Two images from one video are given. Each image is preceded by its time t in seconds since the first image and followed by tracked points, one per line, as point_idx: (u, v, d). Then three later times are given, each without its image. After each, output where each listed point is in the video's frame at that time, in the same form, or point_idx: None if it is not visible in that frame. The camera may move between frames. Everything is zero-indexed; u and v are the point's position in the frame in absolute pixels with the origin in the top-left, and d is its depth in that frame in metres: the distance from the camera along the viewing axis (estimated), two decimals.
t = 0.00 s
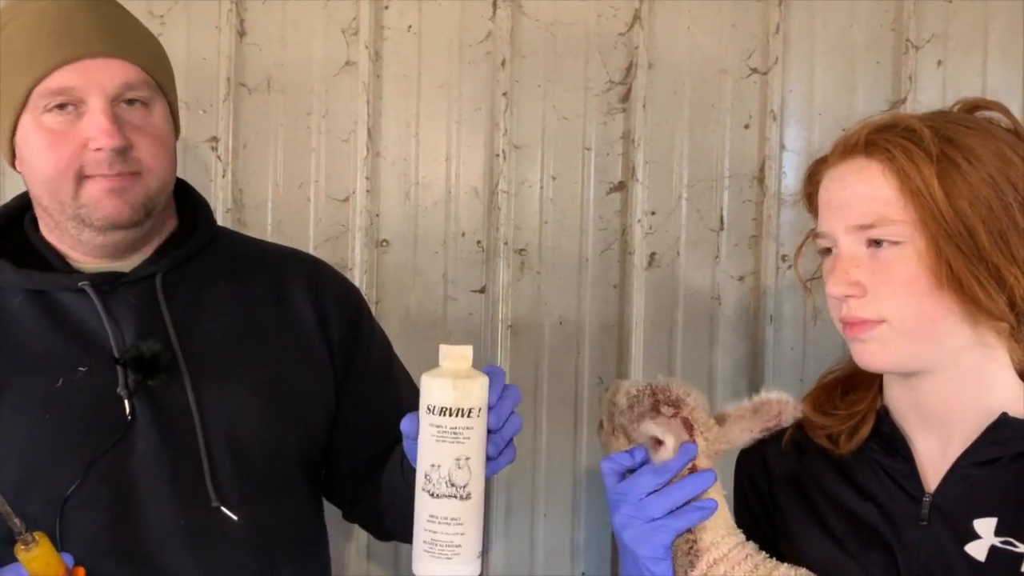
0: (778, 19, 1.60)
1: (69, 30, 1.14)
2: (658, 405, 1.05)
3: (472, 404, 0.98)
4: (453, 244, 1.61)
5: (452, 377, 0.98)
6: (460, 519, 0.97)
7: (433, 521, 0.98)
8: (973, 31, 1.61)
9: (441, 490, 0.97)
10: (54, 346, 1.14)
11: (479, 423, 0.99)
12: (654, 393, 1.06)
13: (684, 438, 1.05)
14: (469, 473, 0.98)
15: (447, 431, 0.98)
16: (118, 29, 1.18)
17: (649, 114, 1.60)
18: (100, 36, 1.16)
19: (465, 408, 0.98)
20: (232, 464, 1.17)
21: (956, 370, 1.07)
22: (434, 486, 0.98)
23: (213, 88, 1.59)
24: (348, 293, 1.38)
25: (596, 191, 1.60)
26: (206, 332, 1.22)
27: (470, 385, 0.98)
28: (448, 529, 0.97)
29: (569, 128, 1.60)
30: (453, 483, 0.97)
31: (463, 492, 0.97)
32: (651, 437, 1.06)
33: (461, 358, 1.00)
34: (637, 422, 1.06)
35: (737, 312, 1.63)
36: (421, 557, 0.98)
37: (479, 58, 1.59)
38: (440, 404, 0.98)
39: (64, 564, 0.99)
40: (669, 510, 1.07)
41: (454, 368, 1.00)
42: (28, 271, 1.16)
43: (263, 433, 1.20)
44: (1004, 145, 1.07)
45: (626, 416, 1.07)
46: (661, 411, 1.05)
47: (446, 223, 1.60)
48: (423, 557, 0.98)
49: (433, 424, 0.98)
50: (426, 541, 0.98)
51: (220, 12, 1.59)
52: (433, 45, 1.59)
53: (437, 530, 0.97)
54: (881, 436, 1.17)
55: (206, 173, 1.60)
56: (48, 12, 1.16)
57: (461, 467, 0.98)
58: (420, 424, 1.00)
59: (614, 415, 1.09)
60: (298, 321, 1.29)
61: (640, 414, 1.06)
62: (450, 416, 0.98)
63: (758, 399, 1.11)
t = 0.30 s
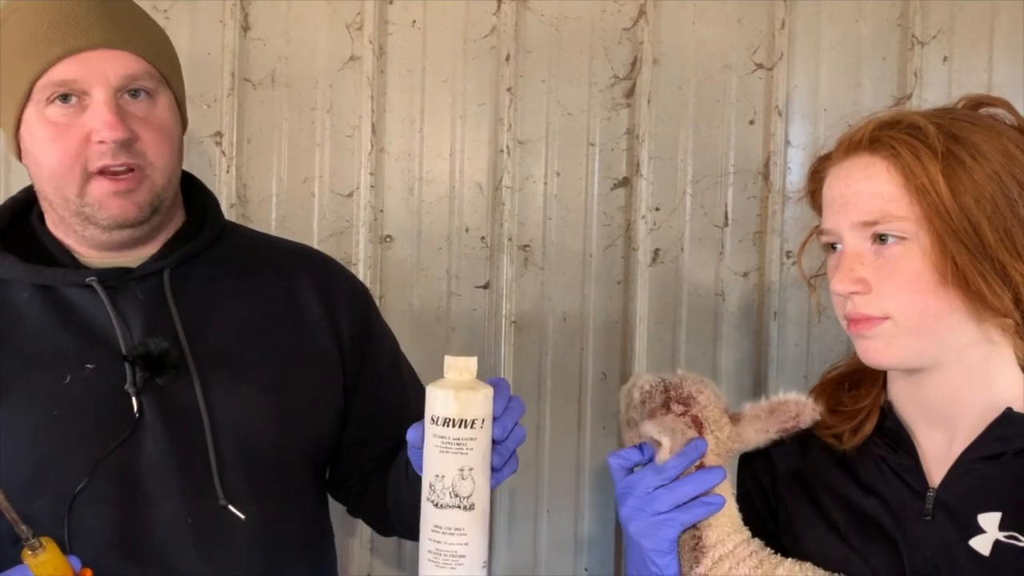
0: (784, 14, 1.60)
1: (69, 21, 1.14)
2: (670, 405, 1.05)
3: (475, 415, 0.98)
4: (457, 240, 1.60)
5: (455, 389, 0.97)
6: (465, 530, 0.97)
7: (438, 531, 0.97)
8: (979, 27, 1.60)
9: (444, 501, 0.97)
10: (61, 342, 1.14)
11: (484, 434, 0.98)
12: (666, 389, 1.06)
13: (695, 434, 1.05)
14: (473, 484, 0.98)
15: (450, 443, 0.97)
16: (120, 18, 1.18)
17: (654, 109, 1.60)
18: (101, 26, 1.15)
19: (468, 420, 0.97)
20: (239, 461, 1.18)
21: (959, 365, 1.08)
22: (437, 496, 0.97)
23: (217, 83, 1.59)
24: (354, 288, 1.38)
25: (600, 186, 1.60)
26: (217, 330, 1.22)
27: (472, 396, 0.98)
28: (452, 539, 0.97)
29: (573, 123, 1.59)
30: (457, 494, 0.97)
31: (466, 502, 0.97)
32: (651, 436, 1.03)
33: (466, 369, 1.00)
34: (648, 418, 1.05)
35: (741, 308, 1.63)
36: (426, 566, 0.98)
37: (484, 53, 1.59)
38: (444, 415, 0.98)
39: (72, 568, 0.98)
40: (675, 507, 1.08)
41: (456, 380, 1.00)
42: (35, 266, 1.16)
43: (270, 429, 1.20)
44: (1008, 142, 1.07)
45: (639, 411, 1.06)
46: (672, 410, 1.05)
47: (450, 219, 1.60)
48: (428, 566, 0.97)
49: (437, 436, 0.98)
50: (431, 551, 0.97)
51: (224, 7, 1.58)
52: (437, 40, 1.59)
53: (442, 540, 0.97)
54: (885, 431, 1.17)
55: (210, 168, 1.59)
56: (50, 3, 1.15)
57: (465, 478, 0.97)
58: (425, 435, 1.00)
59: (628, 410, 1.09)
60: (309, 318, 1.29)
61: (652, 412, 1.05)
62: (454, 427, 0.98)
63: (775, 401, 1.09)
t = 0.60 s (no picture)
0: (789, 15, 1.60)
1: (70, 23, 1.14)
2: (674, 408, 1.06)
3: (488, 403, 0.99)
4: (462, 240, 1.61)
5: (466, 379, 0.99)
6: (484, 520, 0.97)
7: (457, 522, 0.98)
8: (983, 28, 1.60)
9: (462, 491, 0.98)
10: (76, 341, 1.14)
11: (497, 423, 0.99)
12: (671, 393, 1.07)
13: (700, 438, 1.06)
14: (490, 473, 0.98)
15: (465, 432, 0.98)
16: (122, 18, 1.18)
17: (658, 110, 1.60)
18: (100, 25, 1.15)
19: (480, 410, 0.98)
20: (248, 461, 1.18)
21: (961, 365, 1.08)
22: (455, 487, 0.98)
23: (223, 84, 1.59)
24: (361, 288, 1.38)
25: (605, 186, 1.60)
26: (227, 331, 1.23)
27: (484, 386, 0.99)
28: (473, 529, 0.97)
29: (578, 124, 1.60)
30: (474, 484, 0.97)
31: (484, 491, 0.97)
32: (658, 437, 1.04)
33: (478, 361, 1.01)
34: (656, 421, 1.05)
35: (745, 309, 1.63)
36: (446, 559, 0.98)
37: (489, 54, 1.59)
38: (456, 405, 0.99)
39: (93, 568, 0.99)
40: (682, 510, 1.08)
41: (468, 371, 1.01)
42: (46, 266, 1.17)
43: (278, 431, 1.20)
44: (1010, 143, 1.07)
45: (644, 417, 1.06)
46: (677, 413, 1.06)
47: (455, 219, 1.61)
48: (450, 559, 0.97)
49: (452, 426, 0.99)
50: (451, 543, 0.98)
51: (230, 8, 1.59)
52: (442, 41, 1.60)
53: (462, 531, 0.97)
54: (888, 432, 1.17)
55: (216, 169, 1.60)
56: (52, 5, 1.16)
57: (482, 467, 0.98)
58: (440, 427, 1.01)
59: (633, 415, 1.09)
60: (319, 319, 1.30)
61: (658, 415, 1.05)
62: (468, 416, 0.99)
63: (777, 400, 1.12)
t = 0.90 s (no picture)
0: (794, 21, 1.60)
1: (82, 32, 1.15)
2: (686, 411, 1.06)
3: (507, 403, 0.99)
4: (469, 245, 1.61)
5: (485, 377, 1.00)
6: (502, 519, 0.97)
7: (475, 521, 0.98)
8: (989, 33, 1.61)
9: (481, 490, 0.98)
10: (87, 348, 1.15)
11: (516, 422, 1.00)
12: (682, 398, 1.08)
13: (712, 441, 1.07)
14: (508, 473, 0.99)
15: (484, 431, 0.99)
16: (134, 27, 1.19)
17: (664, 115, 1.60)
18: (112, 35, 1.16)
19: (499, 408, 0.99)
20: (260, 467, 1.19)
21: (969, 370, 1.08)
22: (474, 485, 0.98)
23: (231, 90, 1.60)
24: (373, 296, 1.39)
25: (611, 192, 1.61)
26: (236, 337, 1.23)
27: (503, 384, 0.99)
28: (491, 529, 0.97)
29: (584, 130, 1.60)
30: (493, 482, 0.98)
31: (503, 490, 0.98)
32: (671, 437, 1.05)
33: (495, 359, 1.02)
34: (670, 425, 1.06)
35: (752, 313, 1.63)
36: (465, 558, 0.98)
37: (495, 60, 1.60)
38: (474, 404, 1.00)
39: (100, 571, 0.99)
40: (694, 512, 1.08)
41: (486, 370, 1.01)
42: (59, 273, 1.18)
43: (289, 437, 1.21)
44: (1014, 150, 1.07)
45: (656, 422, 1.07)
46: (690, 417, 1.06)
47: (462, 224, 1.61)
48: (468, 559, 0.98)
49: (471, 424, 0.99)
50: (470, 541, 0.98)
51: (239, 16, 1.60)
52: (449, 47, 1.60)
53: (479, 530, 0.98)
54: (897, 437, 1.18)
55: (223, 175, 1.61)
56: (65, 15, 1.17)
57: (500, 466, 0.98)
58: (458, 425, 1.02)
59: (645, 419, 1.09)
60: (328, 325, 1.30)
61: (672, 419, 1.06)
62: (487, 416, 0.99)
63: (788, 406, 1.13)
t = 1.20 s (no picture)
0: (799, 28, 1.61)
1: (97, 43, 1.17)
2: (696, 417, 1.09)
3: (513, 396, 1.01)
4: (476, 252, 1.62)
5: (490, 371, 1.02)
6: (506, 511, 1.00)
7: (480, 513, 1.01)
8: (995, 38, 1.61)
9: (485, 482, 1.01)
10: (99, 357, 1.16)
11: (522, 415, 1.02)
12: (692, 405, 1.10)
13: (723, 448, 1.08)
14: (512, 465, 1.01)
15: (488, 423, 1.01)
16: (148, 38, 1.20)
17: (670, 123, 1.61)
18: (126, 46, 1.18)
19: (503, 401, 1.01)
20: (270, 474, 1.19)
21: (977, 377, 1.08)
22: (478, 476, 1.01)
23: (240, 100, 1.61)
24: (383, 304, 1.40)
25: (618, 199, 1.62)
26: (247, 346, 1.24)
27: (509, 377, 1.01)
28: (495, 520, 1.00)
29: (591, 137, 1.61)
30: (497, 475, 1.00)
31: (507, 483, 1.00)
32: (683, 441, 1.08)
33: (500, 354, 1.04)
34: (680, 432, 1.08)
35: (759, 319, 1.64)
36: (469, 547, 1.02)
37: (501, 68, 1.61)
38: (480, 398, 1.02)
39: None
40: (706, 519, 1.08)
41: (493, 364, 1.04)
42: (72, 283, 1.19)
43: (299, 445, 1.22)
44: (1018, 155, 1.07)
45: (666, 429, 1.10)
46: (699, 422, 1.09)
47: (469, 231, 1.62)
48: (473, 549, 1.01)
49: (476, 416, 1.02)
50: (474, 531, 1.01)
51: (248, 26, 1.61)
52: (456, 56, 1.61)
53: (483, 521, 1.01)
54: (905, 443, 1.18)
55: (232, 184, 1.62)
56: (81, 26, 1.18)
57: (504, 459, 1.01)
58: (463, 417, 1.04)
59: (655, 427, 1.12)
60: (337, 332, 1.31)
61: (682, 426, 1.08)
62: (492, 409, 1.01)
63: (795, 412, 1.16)
